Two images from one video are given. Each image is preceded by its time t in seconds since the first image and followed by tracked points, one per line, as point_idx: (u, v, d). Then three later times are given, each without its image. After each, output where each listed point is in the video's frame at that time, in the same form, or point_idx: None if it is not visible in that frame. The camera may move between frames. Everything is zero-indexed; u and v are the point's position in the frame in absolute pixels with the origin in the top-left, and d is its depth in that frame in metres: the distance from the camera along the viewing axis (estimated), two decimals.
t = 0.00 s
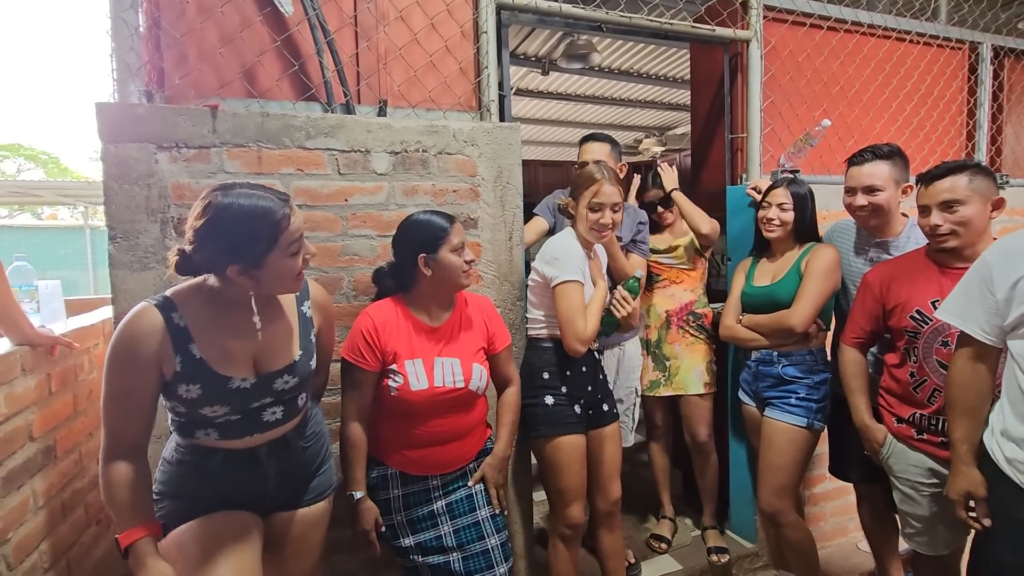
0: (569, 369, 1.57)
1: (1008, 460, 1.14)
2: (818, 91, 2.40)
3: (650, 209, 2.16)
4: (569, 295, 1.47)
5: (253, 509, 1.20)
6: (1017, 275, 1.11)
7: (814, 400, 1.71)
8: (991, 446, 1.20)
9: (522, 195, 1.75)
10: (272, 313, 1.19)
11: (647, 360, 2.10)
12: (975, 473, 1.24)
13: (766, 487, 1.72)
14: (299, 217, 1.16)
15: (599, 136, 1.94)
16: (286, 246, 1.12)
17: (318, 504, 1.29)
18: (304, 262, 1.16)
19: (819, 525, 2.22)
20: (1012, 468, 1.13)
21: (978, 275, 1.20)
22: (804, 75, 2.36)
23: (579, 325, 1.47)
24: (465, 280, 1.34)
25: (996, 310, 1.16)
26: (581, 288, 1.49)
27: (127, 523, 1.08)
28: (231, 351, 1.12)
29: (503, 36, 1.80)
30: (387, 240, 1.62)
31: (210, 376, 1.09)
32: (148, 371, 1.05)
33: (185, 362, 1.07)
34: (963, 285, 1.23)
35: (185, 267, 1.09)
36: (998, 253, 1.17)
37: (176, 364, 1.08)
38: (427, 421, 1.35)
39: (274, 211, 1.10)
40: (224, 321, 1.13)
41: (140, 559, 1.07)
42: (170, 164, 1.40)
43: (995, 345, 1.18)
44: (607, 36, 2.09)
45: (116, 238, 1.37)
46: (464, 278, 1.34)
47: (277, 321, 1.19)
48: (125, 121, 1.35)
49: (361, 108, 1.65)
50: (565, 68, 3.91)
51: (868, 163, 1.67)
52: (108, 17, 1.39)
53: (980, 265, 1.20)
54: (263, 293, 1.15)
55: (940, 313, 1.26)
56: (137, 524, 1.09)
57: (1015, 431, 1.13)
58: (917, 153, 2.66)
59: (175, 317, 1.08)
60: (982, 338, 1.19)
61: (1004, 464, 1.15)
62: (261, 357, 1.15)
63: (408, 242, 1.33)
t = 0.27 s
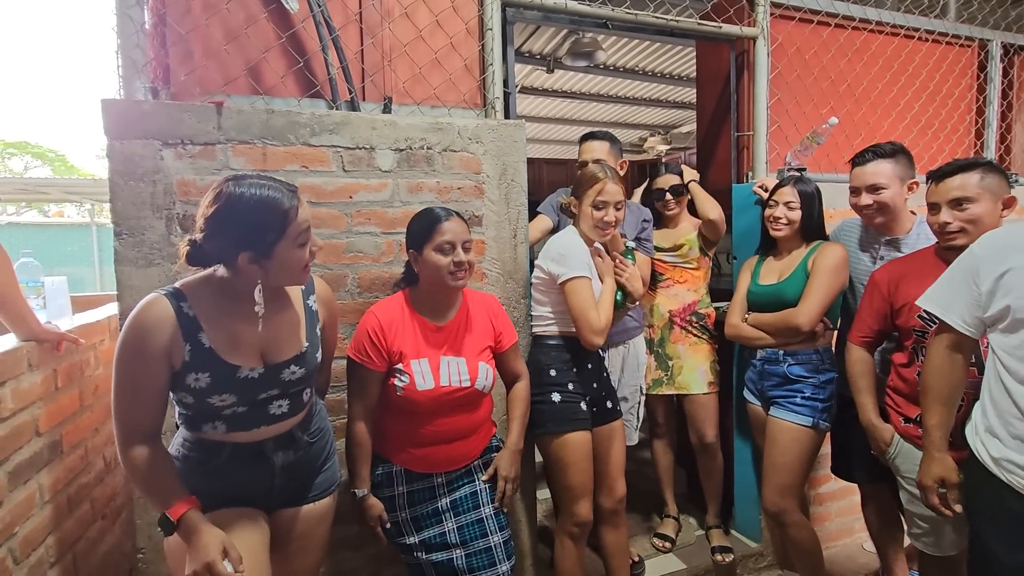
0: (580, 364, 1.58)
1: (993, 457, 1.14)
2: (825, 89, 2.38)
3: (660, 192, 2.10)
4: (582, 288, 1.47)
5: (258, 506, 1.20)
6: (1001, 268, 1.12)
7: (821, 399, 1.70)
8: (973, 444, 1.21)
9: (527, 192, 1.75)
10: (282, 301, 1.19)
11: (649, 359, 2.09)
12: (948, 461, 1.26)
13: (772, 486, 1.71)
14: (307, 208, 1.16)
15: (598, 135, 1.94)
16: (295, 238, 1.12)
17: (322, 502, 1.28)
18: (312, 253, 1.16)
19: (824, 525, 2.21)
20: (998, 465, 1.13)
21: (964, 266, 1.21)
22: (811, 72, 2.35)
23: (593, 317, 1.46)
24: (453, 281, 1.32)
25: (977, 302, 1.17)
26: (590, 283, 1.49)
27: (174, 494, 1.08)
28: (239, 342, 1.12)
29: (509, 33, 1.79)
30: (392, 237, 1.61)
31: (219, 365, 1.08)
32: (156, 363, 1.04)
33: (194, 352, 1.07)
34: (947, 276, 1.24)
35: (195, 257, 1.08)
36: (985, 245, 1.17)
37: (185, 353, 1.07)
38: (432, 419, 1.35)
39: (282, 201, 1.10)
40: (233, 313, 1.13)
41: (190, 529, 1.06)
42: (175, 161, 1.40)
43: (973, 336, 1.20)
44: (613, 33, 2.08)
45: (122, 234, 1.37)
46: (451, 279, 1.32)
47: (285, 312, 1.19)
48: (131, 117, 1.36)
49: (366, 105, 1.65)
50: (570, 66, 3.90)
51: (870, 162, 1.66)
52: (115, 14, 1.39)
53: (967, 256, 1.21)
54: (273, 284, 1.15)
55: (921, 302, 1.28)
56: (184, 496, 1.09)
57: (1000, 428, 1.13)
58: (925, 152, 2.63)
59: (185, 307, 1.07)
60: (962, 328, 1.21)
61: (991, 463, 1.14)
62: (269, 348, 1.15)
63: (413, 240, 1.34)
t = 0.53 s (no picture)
0: (596, 360, 1.59)
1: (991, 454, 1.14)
2: (834, 86, 2.37)
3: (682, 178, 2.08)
4: (603, 281, 1.47)
5: (273, 492, 1.21)
6: (1000, 266, 1.11)
7: (831, 398, 1.69)
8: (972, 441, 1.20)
9: (535, 189, 1.75)
10: (297, 294, 1.21)
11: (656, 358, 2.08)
12: (948, 459, 1.26)
13: (780, 484, 1.71)
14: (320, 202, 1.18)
15: (603, 132, 1.94)
16: (309, 230, 1.14)
17: (337, 489, 1.30)
18: (326, 246, 1.18)
19: (832, 524, 2.20)
20: (995, 463, 1.13)
21: (965, 265, 1.20)
22: (820, 70, 2.34)
23: (617, 309, 1.47)
24: (442, 275, 1.32)
25: (978, 301, 1.16)
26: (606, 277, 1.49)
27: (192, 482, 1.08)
28: (258, 332, 1.13)
29: (517, 30, 1.79)
30: (400, 234, 1.62)
31: (239, 351, 1.10)
32: (181, 347, 1.05)
33: (216, 338, 1.08)
34: (949, 275, 1.24)
35: (218, 248, 1.10)
36: (986, 243, 1.17)
37: (207, 338, 1.08)
38: (442, 415, 1.36)
39: (297, 193, 1.13)
40: (251, 304, 1.14)
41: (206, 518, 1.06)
42: (186, 157, 1.41)
43: (976, 336, 1.19)
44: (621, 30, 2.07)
45: (134, 230, 1.38)
46: (440, 273, 1.32)
47: (300, 304, 1.21)
48: (143, 114, 1.37)
49: (375, 102, 1.66)
50: (577, 64, 3.89)
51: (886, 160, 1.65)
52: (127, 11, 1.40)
53: (968, 255, 1.20)
54: (289, 276, 1.17)
55: (924, 303, 1.27)
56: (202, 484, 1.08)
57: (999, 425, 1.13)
58: (936, 150, 2.62)
59: (208, 295, 1.08)
60: (965, 328, 1.20)
61: (987, 460, 1.14)
62: (286, 337, 1.16)
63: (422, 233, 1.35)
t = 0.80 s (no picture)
0: (598, 360, 1.59)
1: (1000, 455, 1.13)
2: (843, 85, 2.35)
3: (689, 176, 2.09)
4: (602, 280, 1.47)
5: (288, 476, 1.24)
6: (1006, 267, 1.11)
7: (840, 399, 1.69)
8: (981, 443, 1.19)
9: (542, 187, 1.75)
10: (310, 286, 1.25)
11: (663, 356, 2.08)
12: (965, 463, 1.23)
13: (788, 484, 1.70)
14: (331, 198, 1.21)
15: (608, 130, 1.94)
16: (315, 222, 1.18)
17: (348, 478, 1.32)
18: (335, 240, 1.22)
19: (839, 525, 2.20)
20: (1004, 464, 1.12)
21: (971, 267, 1.20)
22: (829, 69, 2.32)
23: (617, 307, 1.47)
24: (439, 269, 1.32)
25: (985, 302, 1.16)
26: (608, 274, 1.49)
27: (216, 461, 1.12)
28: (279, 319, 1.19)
29: (525, 28, 1.80)
30: (408, 231, 1.63)
31: (261, 334, 1.15)
32: (214, 329, 1.12)
33: (241, 321, 1.14)
34: (955, 278, 1.24)
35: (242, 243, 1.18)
36: (991, 244, 1.16)
37: (234, 322, 1.14)
38: (450, 411, 1.36)
39: (308, 186, 1.18)
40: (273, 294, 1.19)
41: (226, 496, 1.10)
42: (196, 155, 1.42)
43: (984, 337, 1.18)
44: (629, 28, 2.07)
45: (144, 226, 1.39)
46: (439, 267, 1.32)
47: (316, 294, 1.25)
48: (154, 112, 1.38)
49: (383, 100, 1.66)
50: (583, 62, 3.88)
51: (899, 160, 1.64)
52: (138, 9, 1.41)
53: (973, 256, 1.20)
54: (300, 267, 1.21)
55: (931, 305, 1.26)
56: (225, 465, 1.13)
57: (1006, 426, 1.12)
58: (945, 150, 2.60)
59: (235, 284, 1.15)
60: (972, 330, 1.19)
61: (995, 460, 1.14)
62: (305, 323, 1.21)
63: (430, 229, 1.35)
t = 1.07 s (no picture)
0: (599, 360, 1.58)
1: (1006, 459, 1.12)
2: (849, 85, 2.34)
3: (693, 175, 2.07)
4: (595, 279, 1.47)
5: (288, 465, 1.26)
6: (1012, 269, 1.10)
7: (847, 399, 1.68)
8: (987, 446, 1.18)
9: (547, 187, 1.75)
10: (312, 273, 1.33)
11: (673, 356, 2.06)
12: (969, 467, 1.23)
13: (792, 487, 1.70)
14: (328, 191, 1.28)
15: (609, 126, 1.93)
16: (305, 213, 1.25)
17: (350, 477, 1.33)
18: (326, 231, 1.27)
19: (844, 527, 2.19)
20: (1011, 468, 1.11)
21: (976, 269, 1.19)
22: (835, 68, 2.31)
23: (611, 307, 1.46)
24: (449, 270, 1.32)
25: (990, 305, 1.15)
26: (604, 274, 1.48)
27: (225, 421, 1.21)
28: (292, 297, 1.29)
29: (530, 28, 1.80)
30: (413, 231, 1.63)
31: (271, 310, 1.26)
32: (232, 305, 1.24)
33: (256, 299, 1.26)
34: (960, 280, 1.23)
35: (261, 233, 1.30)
36: (996, 246, 1.16)
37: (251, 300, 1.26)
38: (455, 411, 1.36)
39: (306, 178, 1.26)
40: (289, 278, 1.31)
41: (230, 454, 1.18)
42: (203, 155, 1.42)
43: (989, 340, 1.18)
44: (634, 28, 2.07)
45: (151, 226, 1.40)
46: (447, 267, 1.32)
47: (317, 279, 1.32)
48: (160, 112, 1.39)
49: (388, 100, 1.66)
50: (588, 62, 3.88)
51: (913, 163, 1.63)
52: (145, 10, 1.42)
53: (978, 259, 1.19)
54: (298, 253, 1.30)
55: (936, 308, 1.26)
56: (234, 425, 1.21)
57: (1014, 430, 1.11)
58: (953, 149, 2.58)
59: (257, 271, 1.30)
60: (978, 333, 1.18)
61: (1002, 464, 1.13)
62: (315, 307, 1.30)
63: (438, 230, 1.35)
